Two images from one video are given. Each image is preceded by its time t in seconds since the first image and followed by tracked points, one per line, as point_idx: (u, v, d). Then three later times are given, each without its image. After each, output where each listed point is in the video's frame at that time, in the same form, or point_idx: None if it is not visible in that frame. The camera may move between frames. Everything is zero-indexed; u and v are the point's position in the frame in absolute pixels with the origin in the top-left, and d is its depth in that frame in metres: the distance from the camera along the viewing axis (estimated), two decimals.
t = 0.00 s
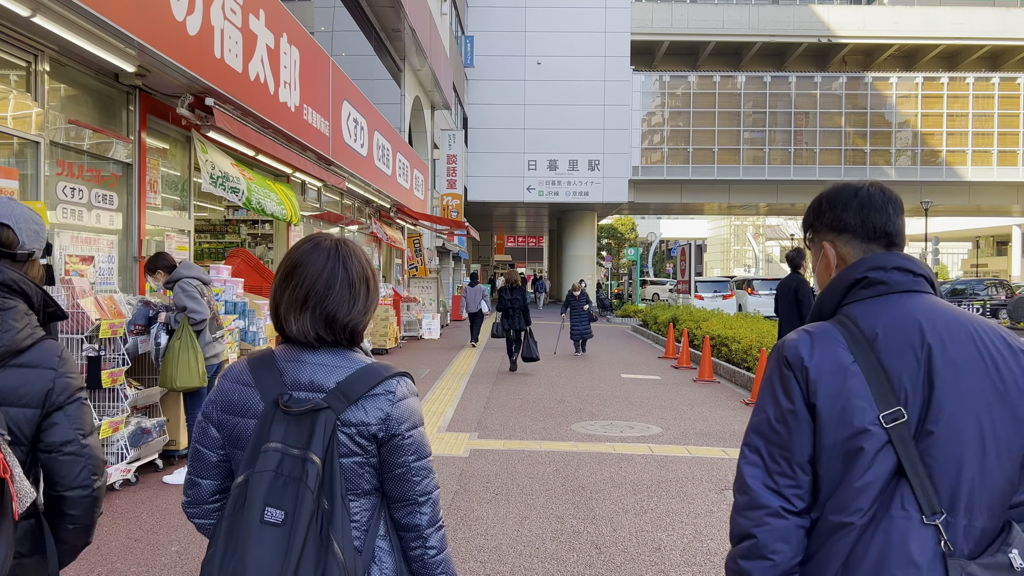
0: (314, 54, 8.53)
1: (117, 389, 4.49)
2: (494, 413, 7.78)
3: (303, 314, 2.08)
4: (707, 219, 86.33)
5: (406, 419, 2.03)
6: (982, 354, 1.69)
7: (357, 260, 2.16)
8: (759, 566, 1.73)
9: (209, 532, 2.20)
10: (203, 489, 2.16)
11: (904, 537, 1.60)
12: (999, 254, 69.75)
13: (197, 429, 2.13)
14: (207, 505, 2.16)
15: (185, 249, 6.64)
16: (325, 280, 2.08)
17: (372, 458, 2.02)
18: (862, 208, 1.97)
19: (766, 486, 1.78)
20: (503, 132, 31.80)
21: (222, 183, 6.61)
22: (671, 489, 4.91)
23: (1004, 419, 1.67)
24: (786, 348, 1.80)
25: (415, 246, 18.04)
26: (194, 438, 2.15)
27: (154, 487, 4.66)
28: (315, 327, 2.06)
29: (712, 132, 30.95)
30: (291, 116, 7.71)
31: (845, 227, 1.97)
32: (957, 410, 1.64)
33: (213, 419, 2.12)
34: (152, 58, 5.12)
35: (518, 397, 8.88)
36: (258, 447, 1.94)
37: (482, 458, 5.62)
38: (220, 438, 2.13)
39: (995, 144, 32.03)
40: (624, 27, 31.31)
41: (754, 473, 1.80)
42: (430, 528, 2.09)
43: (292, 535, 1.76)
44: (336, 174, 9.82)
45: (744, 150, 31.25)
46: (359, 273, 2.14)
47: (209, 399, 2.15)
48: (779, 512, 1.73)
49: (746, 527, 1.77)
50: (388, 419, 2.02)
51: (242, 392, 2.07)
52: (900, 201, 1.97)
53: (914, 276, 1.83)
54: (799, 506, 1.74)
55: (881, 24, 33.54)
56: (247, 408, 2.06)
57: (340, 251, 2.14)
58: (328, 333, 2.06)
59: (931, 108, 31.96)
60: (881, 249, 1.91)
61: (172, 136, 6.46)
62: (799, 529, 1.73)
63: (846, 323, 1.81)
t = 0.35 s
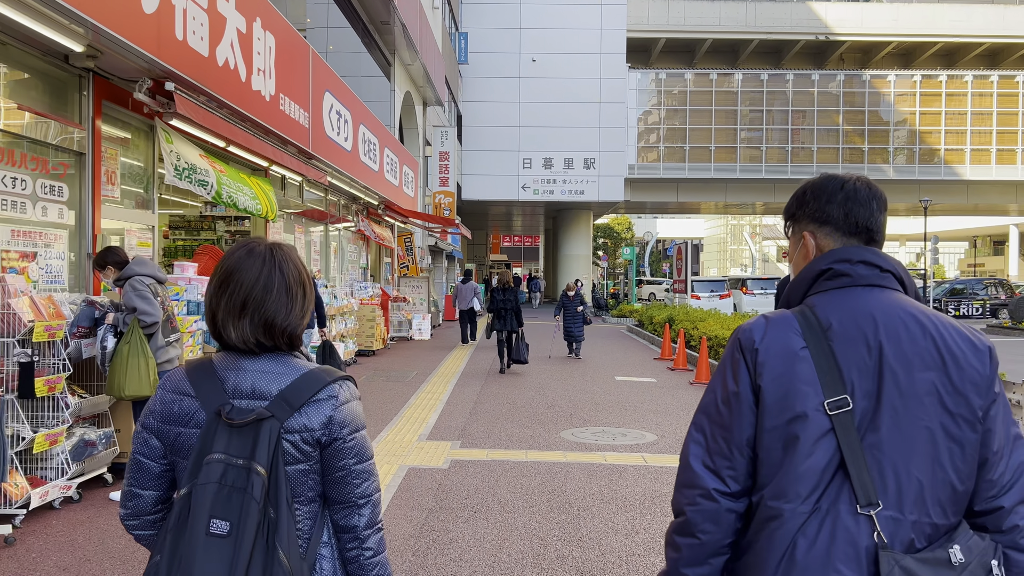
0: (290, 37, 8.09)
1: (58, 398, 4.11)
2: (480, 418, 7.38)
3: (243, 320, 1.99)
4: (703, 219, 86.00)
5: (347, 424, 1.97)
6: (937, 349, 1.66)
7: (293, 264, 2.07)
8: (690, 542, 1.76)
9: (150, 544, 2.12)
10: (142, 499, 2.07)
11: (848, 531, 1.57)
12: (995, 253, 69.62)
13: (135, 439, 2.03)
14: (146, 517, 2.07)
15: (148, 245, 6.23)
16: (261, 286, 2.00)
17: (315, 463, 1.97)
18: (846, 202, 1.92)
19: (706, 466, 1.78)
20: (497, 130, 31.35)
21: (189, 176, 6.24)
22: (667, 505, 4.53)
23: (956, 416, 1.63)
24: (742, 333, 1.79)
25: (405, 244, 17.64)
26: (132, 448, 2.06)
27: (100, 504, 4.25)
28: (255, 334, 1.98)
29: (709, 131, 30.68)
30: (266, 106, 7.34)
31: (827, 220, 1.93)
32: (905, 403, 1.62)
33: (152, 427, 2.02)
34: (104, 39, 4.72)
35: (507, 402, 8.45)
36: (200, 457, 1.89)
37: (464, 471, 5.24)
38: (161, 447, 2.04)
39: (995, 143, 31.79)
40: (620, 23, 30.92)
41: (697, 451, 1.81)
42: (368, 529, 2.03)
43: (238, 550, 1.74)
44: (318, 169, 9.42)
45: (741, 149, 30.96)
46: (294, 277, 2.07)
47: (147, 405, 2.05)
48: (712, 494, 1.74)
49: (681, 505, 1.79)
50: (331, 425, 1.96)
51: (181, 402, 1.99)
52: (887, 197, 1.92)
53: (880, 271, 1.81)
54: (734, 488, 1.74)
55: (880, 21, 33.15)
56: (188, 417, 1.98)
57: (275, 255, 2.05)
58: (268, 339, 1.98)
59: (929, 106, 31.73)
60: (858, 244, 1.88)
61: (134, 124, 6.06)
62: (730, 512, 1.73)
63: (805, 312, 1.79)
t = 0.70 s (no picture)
0: (264, 25, 7.67)
1: None
2: (466, 427, 6.95)
3: (180, 326, 1.83)
4: (699, 219, 85.70)
5: (273, 440, 1.79)
6: (930, 338, 1.63)
7: (240, 272, 1.92)
8: (682, 542, 1.67)
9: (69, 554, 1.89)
10: (62, 505, 1.85)
11: (844, 522, 1.53)
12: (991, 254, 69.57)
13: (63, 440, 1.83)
14: (68, 523, 1.86)
15: (105, 245, 5.77)
16: (200, 293, 1.84)
17: (241, 478, 1.79)
18: (830, 187, 1.86)
19: (697, 460, 1.71)
20: (492, 128, 30.88)
21: (152, 171, 5.82)
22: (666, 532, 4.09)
23: (949, 404, 1.61)
24: (729, 320, 1.72)
25: (396, 244, 17.23)
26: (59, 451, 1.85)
27: (29, 534, 3.79)
28: (190, 340, 1.82)
29: (706, 130, 30.29)
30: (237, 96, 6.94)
31: (811, 206, 1.87)
32: (902, 392, 1.58)
33: (76, 433, 1.84)
34: (50, 20, 4.31)
35: (494, 408, 8.01)
36: (115, 466, 1.72)
37: (443, 491, 4.80)
38: (87, 455, 1.84)
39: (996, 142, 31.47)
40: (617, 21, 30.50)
41: (686, 445, 1.73)
42: (304, 550, 1.84)
43: (142, 567, 1.55)
44: (296, 165, 9.00)
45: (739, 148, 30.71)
46: (241, 285, 1.92)
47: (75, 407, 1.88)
48: (708, 488, 1.66)
49: (672, 502, 1.70)
50: (255, 440, 1.78)
51: (104, 409, 1.82)
52: (870, 184, 1.87)
53: (866, 258, 1.77)
54: (729, 482, 1.67)
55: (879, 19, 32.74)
56: (109, 425, 1.80)
57: (218, 262, 1.88)
58: (204, 346, 1.83)
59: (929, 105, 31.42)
60: (843, 231, 1.83)
61: (87, 115, 5.61)
62: (726, 507, 1.66)
63: (794, 299, 1.73)
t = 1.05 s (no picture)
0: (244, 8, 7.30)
1: None
2: (457, 434, 6.54)
3: (139, 298, 1.81)
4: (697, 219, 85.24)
5: (250, 409, 1.83)
6: (884, 353, 1.59)
7: (201, 254, 1.91)
8: None
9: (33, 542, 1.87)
10: (20, 490, 1.82)
11: (805, 553, 1.48)
12: (990, 254, 69.41)
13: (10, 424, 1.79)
14: (23, 508, 1.83)
15: (63, 239, 5.36)
16: (160, 266, 1.84)
17: (216, 449, 1.81)
18: (778, 197, 1.83)
19: (660, 496, 1.63)
20: (488, 126, 30.44)
21: (118, 161, 5.42)
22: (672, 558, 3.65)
23: (908, 420, 1.56)
24: (681, 349, 1.65)
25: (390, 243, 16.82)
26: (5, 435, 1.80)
27: None
28: (151, 314, 1.80)
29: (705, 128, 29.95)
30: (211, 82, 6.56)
31: (759, 218, 1.84)
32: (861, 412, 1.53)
33: (31, 415, 1.80)
34: None
35: (485, 414, 7.58)
36: (89, 443, 1.70)
37: (425, 510, 4.37)
38: (41, 434, 1.81)
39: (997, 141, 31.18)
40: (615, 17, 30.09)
41: (648, 481, 1.65)
42: (280, 514, 1.91)
43: (135, 539, 1.57)
44: (279, 158, 8.57)
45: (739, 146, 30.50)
46: (201, 263, 1.92)
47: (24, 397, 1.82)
48: (674, 524, 1.58)
49: (638, 540, 1.61)
50: (232, 410, 1.81)
51: (66, 385, 1.77)
52: (814, 193, 1.86)
53: (818, 272, 1.72)
54: (695, 517, 1.59)
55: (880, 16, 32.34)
56: (73, 402, 1.76)
57: (181, 239, 1.88)
58: (165, 320, 1.82)
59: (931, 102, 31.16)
60: (793, 242, 1.80)
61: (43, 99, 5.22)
62: (694, 543, 1.58)
63: (744, 320, 1.67)
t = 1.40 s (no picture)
0: None
1: None
2: (450, 443, 6.16)
3: (77, 314, 1.86)
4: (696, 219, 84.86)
5: (186, 424, 1.87)
6: (863, 350, 1.62)
7: (138, 262, 1.94)
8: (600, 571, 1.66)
9: None
10: None
11: (771, 552, 1.52)
12: (991, 254, 69.22)
13: None
14: None
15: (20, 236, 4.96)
16: (96, 281, 1.86)
17: (152, 464, 1.86)
18: (767, 189, 1.86)
19: (617, 483, 1.69)
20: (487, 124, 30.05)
21: (82, 153, 5.01)
22: None
23: (882, 423, 1.58)
24: (653, 336, 1.71)
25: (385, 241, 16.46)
26: None
27: None
28: (89, 329, 1.85)
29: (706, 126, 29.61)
30: (187, 71, 6.26)
31: (748, 211, 1.87)
32: (831, 410, 1.57)
33: None
34: None
35: (479, 421, 7.18)
36: (24, 458, 1.73)
37: (411, 534, 3.98)
38: None
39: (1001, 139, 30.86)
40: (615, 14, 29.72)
41: (608, 468, 1.71)
42: (207, 533, 1.93)
43: (60, 555, 1.60)
44: (263, 153, 8.21)
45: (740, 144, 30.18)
46: (141, 273, 1.94)
47: None
48: (626, 515, 1.64)
49: (592, 528, 1.69)
50: (168, 425, 1.86)
51: (6, 400, 1.82)
52: (807, 186, 1.88)
53: (801, 266, 1.76)
54: (648, 507, 1.65)
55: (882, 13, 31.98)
56: (13, 416, 1.81)
57: (116, 256, 1.89)
58: (105, 334, 1.86)
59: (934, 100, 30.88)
60: (779, 236, 1.83)
61: None
62: (645, 535, 1.64)
63: (722, 313, 1.71)
